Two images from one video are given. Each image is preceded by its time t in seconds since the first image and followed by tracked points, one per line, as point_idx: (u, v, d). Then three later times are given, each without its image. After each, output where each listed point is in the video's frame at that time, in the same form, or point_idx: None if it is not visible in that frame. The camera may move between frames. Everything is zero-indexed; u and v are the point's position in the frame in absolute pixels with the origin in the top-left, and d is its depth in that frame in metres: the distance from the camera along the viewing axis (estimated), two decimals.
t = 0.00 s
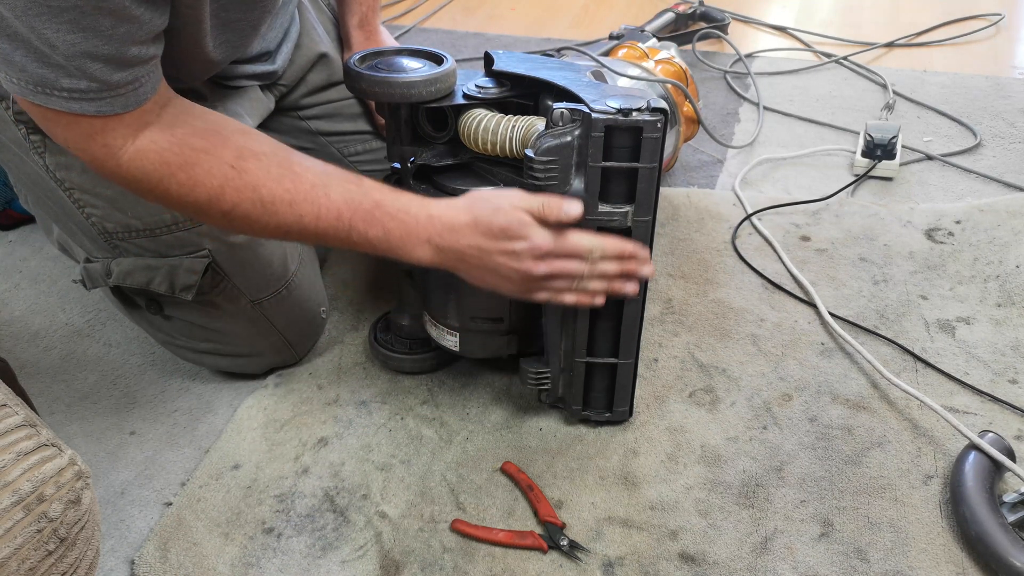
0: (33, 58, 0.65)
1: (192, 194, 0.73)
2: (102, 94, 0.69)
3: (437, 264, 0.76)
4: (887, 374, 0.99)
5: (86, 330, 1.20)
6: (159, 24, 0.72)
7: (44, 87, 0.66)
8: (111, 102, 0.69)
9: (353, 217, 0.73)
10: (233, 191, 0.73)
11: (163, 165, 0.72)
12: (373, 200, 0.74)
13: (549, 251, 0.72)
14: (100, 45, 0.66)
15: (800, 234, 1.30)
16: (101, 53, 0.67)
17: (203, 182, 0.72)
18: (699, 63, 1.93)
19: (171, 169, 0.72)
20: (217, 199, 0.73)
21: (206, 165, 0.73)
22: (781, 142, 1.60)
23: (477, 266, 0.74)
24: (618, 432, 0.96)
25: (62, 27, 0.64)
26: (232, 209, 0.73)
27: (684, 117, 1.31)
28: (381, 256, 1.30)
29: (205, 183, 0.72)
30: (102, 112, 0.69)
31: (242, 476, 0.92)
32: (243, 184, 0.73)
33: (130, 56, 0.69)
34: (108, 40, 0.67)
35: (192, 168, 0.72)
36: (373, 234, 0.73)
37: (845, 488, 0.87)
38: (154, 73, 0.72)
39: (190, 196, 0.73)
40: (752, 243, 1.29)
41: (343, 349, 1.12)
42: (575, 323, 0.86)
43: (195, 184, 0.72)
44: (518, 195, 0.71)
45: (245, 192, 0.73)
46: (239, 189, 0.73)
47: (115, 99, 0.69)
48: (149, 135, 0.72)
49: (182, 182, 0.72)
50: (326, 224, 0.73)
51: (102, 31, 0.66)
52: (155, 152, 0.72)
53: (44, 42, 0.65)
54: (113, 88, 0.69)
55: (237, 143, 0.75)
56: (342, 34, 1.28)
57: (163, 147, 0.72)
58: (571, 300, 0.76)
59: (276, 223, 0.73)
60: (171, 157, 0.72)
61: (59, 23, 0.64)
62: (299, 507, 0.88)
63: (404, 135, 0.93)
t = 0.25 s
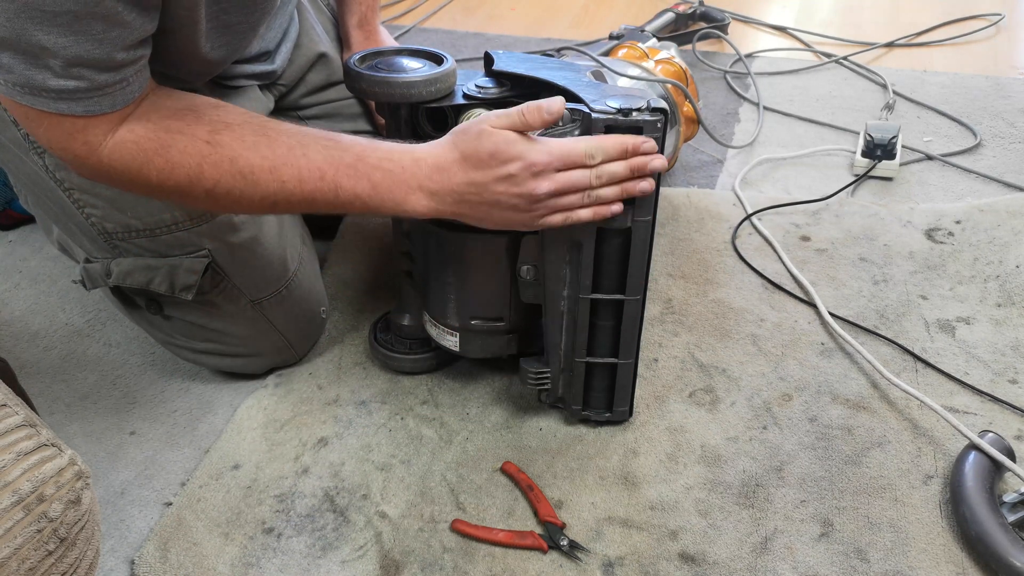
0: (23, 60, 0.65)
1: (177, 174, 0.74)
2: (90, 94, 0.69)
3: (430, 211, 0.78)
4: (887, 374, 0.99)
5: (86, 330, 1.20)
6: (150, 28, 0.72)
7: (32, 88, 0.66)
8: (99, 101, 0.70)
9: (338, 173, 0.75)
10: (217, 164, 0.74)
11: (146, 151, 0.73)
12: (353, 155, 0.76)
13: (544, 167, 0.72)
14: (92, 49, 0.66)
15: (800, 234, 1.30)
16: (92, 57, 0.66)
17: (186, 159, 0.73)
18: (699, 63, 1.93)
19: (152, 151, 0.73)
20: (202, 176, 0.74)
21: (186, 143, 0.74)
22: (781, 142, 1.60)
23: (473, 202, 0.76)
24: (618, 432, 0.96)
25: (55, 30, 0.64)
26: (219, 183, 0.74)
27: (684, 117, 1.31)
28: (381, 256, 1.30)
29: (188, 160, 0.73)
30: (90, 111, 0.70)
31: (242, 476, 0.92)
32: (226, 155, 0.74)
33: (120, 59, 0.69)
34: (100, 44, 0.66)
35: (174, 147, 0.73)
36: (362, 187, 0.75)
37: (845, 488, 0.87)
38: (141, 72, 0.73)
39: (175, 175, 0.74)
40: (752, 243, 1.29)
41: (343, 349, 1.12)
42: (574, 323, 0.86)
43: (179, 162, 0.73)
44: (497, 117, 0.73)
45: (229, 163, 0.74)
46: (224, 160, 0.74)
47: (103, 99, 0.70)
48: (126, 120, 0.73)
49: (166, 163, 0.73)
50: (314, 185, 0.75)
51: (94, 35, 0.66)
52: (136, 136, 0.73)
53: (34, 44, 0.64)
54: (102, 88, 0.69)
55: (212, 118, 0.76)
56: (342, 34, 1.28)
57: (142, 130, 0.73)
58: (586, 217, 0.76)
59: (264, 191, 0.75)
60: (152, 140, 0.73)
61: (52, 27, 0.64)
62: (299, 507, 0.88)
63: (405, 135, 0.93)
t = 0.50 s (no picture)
0: (30, 66, 0.65)
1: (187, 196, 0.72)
2: (98, 102, 0.68)
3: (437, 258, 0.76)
4: (887, 374, 0.99)
5: (86, 330, 1.20)
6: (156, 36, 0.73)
7: (39, 95, 0.66)
8: (107, 109, 0.69)
9: (350, 211, 0.73)
10: (229, 191, 0.72)
11: (157, 167, 0.71)
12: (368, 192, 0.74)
13: (553, 225, 0.72)
14: (98, 54, 0.66)
15: (800, 234, 1.30)
16: (99, 62, 0.66)
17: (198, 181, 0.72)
18: (699, 63, 1.93)
19: (165, 169, 0.71)
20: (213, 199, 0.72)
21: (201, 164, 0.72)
22: (781, 142, 1.60)
23: (481, 255, 0.75)
24: (618, 432, 0.96)
25: (61, 35, 0.64)
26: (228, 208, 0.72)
27: (684, 117, 1.31)
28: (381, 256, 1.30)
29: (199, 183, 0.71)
30: (99, 120, 0.69)
31: (242, 476, 0.92)
32: (239, 180, 0.72)
33: (127, 66, 0.69)
34: (106, 49, 0.67)
35: (187, 168, 0.72)
36: (371, 226, 0.73)
37: (845, 488, 0.87)
38: (150, 82, 0.72)
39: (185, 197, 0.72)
40: (752, 243, 1.29)
41: (343, 349, 1.12)
42: (574, 323, 0.86)
43: (190, 184, 0.72)
44: (511, 172, 0.73)
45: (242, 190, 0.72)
46: (236, 187, 0.72)
47: (112, 107, 0.69)
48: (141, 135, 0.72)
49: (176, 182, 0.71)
50: (325, 219, 0.72)
51: (100, 40, 0.66)
52: (149, 153, 0.71)
53: (41, 50, 0.64)
54: (111, 96, 0.68)
55: (230, 142, 0.74)
56: (342, 34, 1.28)
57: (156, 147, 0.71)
58: (580, 279, 0.77)
59: (273, 221, 0.73)
60: (165, 158, 0.71)
61: (58, 32, 0.64)
62: (299, 506, 0.88)
63: (405, 135, 0.93)
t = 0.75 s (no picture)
0: (48, 70, 0.66)
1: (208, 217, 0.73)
2: (118, 107, 0.68)
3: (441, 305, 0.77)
4: (887, 374, 0.99)
5: (86, 330, 1.20)
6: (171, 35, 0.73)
7: (59, 99, 0.66)
8: (126, 115, 0.69)
9: (366, 254, 0.74)
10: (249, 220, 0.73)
11: (182, 186, 0.72)
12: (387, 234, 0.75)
13: (556, 294, 0.75)
14: (113, 56, 0.67)
15: (800, 234, 1.30)
16: (114, 64, 0.67)
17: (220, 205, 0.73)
18: (699, 63, 1.93)
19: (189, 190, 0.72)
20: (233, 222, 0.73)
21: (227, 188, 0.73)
22: (781, 142, 1.60)
23: (483, 309, 0.77)
24: (618, 432, 0.96)
25: (76, 38, 0.65)
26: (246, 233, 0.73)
27: (684, 117, 1.31)
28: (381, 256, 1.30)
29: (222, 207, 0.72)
30: (117, 125, 0.69)
31: (242, 476, 0.92)
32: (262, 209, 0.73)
33: (144, 67, 0.69)
34: (120, 51, 0.67)
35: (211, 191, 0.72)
36: (383, 271, 0.74)
37: (845, 488, 0.87)
38: (169, 87, 0.72)
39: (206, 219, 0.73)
40: (752, 243, 1.29)
41: (344, 349, 1.12)
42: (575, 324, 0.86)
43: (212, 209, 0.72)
44: (525, 240, 0.74)
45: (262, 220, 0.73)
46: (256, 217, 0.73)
47: (130, 113, 0.69)
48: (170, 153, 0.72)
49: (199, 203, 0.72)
50: (340, 259, 0.74)
51: (114, 42, 0.66)
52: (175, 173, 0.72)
53: (57, 53, 0.65)
54: (127, 102, 0.69)
55: (256, 170, 0.75)
56: (342, 35, 1.28)
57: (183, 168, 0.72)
58: (571, 342, 0.80)
59: (289, 253, 0.74)
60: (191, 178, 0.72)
61: (72, 35, 0.65)
62: (299, 506, 0.88)
63: (405, 135, 0.93)
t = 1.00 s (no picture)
0: (60, 73, 0.66)
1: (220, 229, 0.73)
2: (130, 110, 0.68)
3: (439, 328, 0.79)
4: (887, 374, 0.99)
5: (86, 330, 1.20)
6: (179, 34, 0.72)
7: (72, 102, 0.66)
8: (137, 119, 0.69)
9: (373, 275, 0.75)
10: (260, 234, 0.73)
11: (194, 195, 0.72)
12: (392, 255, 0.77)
13: (551, 330, 0.78)
14: (124, 57, 0.67)
15: (800, 234, 1.30)
16: (125, 65, 0.67)
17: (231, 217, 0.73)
18: (699, 63, 1.93)
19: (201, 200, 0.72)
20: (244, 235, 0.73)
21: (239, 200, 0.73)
22: (781, 142, 1.60)
23: (478, 336, 0.79)
24: (618, 432, 0.96)
25: (86, 40, 0.65)
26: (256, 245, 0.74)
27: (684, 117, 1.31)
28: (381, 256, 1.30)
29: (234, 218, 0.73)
30: (129, 129, 0.69)
31: (242, 476, 0.92)
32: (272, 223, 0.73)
33: (156, 69, 0.69)
34: (131, 51, 0.67)
35: (224, 203, 0.73)
36: (388, 294, 0.76)
37: (845, 488, 0.87)
38: (181, 91, 0.72)
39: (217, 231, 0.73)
40: (752, 243, 1.29)
41: (344, 349, 1.11)
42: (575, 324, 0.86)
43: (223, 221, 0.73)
44: (530, 276, 0.77)
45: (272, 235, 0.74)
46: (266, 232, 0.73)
47: (141, 116, 0.69)
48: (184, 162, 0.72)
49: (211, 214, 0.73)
50: (346, 279, 0.74)
51: (124, 43, 0.66)
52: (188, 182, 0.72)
53: (68, 55, 0.65)
54: (139, 104, 0.68)
55: (269, 184, 0.75)
56: (341, 35, 1.28)
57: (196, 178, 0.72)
58: (556, 377, 0.83)
59: (297, 268, 0.74)
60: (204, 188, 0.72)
61: (83, 37, 0.65)
62: (299, 507, 0.88)
63: (405, 135, 0.93)
